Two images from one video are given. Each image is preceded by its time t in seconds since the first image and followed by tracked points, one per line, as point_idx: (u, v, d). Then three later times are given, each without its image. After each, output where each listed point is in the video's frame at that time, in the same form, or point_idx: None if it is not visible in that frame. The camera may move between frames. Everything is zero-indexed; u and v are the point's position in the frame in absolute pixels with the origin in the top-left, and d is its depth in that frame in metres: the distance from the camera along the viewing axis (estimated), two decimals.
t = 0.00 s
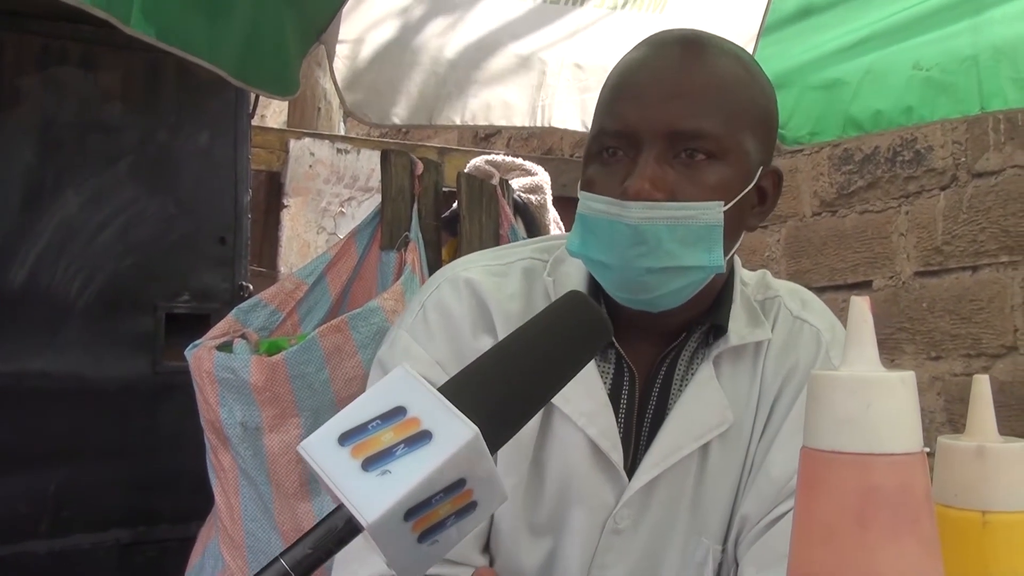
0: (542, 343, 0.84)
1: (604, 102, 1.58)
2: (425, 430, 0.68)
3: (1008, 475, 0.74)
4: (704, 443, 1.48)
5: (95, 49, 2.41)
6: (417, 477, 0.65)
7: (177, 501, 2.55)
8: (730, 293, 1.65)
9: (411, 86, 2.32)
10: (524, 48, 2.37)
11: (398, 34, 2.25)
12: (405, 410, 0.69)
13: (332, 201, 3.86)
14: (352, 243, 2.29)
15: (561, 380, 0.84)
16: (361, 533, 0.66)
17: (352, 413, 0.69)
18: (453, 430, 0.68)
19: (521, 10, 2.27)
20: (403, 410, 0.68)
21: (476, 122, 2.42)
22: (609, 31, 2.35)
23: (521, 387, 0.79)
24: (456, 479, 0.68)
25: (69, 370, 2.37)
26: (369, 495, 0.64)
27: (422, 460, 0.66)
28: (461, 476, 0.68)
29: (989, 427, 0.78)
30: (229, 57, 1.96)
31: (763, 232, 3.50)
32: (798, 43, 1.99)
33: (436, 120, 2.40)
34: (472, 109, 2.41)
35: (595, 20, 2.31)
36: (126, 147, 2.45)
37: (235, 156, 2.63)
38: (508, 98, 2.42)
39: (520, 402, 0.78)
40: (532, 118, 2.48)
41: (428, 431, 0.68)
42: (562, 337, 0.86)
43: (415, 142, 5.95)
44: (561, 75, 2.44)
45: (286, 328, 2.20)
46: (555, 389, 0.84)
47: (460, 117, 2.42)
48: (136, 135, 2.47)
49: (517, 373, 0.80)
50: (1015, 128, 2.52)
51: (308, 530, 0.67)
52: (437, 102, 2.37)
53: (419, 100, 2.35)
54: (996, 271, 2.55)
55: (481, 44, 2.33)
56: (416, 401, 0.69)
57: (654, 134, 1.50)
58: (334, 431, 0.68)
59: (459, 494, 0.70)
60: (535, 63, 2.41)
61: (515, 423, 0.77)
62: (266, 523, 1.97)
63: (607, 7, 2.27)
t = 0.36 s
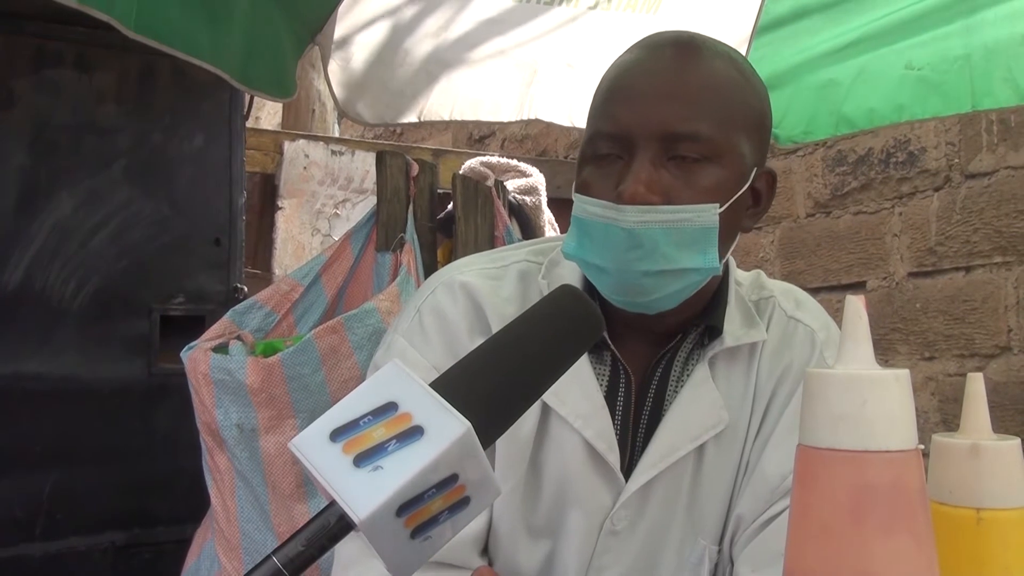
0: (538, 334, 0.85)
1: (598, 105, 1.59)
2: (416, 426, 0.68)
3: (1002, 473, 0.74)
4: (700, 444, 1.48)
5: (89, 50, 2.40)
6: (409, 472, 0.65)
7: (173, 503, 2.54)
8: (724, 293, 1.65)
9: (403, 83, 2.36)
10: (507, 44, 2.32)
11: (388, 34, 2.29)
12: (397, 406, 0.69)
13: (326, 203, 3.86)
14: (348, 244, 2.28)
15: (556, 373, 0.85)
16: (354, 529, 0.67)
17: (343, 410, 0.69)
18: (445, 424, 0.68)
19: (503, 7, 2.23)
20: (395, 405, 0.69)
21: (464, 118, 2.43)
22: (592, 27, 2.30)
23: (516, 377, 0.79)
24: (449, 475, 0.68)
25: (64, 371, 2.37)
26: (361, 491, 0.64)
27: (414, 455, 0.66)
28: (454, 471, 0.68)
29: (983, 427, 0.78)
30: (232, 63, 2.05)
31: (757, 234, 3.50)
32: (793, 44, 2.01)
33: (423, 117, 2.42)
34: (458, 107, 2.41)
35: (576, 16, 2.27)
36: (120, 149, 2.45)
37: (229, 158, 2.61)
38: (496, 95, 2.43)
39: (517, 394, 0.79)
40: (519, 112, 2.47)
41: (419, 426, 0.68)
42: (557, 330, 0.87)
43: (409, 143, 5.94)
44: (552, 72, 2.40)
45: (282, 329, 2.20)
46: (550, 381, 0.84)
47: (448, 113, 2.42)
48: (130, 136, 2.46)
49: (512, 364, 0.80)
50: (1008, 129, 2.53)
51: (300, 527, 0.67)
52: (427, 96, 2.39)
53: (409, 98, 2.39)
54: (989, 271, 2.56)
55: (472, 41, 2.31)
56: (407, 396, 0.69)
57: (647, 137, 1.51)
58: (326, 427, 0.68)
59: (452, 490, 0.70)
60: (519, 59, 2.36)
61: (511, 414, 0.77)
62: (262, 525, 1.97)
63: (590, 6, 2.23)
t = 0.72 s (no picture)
0: (537, 334, 0.85)
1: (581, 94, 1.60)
2: (414, 431, 0.68)
3: (1007, 469, 0.74)
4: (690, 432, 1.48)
5: (83, 54, 2.39)
6: (406, 478, 0.65)
7: (171, 508, 2.54)
8: (724, 285, 1.66)
9: (399, 84, 2.32)
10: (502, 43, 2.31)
11: (383, 34, 2.27)
12: (394, 412, 0.69)
13: (322, 206, 3.84)
14: (345, 246, 2.28)
15: (558, 370, 0.86)
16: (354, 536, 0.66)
17: (341, 417, 0.69)
18: (442, 429, 0.68)
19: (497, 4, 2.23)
20: (391, 412, 0.68)
21: (460, 118, 2.41)
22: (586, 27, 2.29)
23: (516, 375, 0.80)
24: (447, 480, 0.67)
25: (60, 377, 2.36)
26: (358, 497, 0.64)
27: (411, 461, 0.66)
28: (452, 476, 0.68)
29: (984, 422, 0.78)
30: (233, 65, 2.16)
31: (753, 232, 3.51)
32: (789, 43, 2.03)
33: (418, 117, 2.39)
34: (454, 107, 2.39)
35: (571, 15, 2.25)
36: (114, 153, 2.44)
37: (224, 160, 2.62)
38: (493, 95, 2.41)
39: (516, 389, 0.79)
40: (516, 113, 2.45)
41: (416, 432, 0.67)
42: (556, 327, 0.87)
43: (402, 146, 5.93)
44: (548, 72, 2.38)
45: (280, 332, 2.20)
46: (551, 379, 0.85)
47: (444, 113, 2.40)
48: (125, 140, 2.45)
49: (512, 363, 0.81)
50: (1002, 127, 2.53)
51: (299, 535, 0.67)
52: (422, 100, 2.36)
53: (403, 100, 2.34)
54: (984, 269, 2.56)
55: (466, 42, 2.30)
56: (404, 401, 0.69)
57: (607, 123, 1.52)
58: (323, 435, 0.68)
59: (451, 495, 0.69)
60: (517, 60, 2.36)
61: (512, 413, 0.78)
62: (265, 528, 1.97)
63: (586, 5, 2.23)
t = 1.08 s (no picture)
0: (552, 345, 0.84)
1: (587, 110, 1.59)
2: (435, 433, 0.68)
3: None
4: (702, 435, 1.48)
5: (89, 58, 2.40)
6: (429, 480, 0.65)
7: (181, 509, 2.54)
8: (735, 288, 1.65)
9: (404, 87, 2.36)
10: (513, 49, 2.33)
11: (392, 35, 2.28)
12: (416, 414, 0.69)
13: (327, 207, 3.84)
14: (353, 247, 2.29)
15: (575, 378, 0.85)
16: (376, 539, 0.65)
17: (363, 419, 0.70)
18: (465, 431, 0.68)
19: (511, 9, 2.24)
20: (414, 414, 0.69)
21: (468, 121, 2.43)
22: (598, 30, 2.30)
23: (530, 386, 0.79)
24: (469, 482, 0.67)
25: (70, 379, 2.37)
26: (382, 499, 0.64)
27: (434, 463, 0.66)
28: (474, 478, 0.68)
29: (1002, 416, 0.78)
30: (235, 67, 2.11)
31: (759, 231, 3.50)
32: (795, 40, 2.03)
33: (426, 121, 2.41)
34: (462, 109, 2.41)
35: (577, 23, 2.28)
36: (121, 157, 2.44)
37: (231, 163, 2.62)
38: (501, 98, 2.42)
39: (530, 398, 0.78)
40: (524, 117, 2.46)
41: (438, 434, 0.68)
42: (569, 334, 0.86)
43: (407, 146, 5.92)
44: (555, 74, 2.40)
45: (290, 333, 2.20)
46: (567, 388, 0.84)
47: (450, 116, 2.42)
48: (131, 144, 2.46)
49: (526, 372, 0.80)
50: (1009, 123, 2.53)
51: (320, 537, 0.66)
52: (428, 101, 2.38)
53: (409, 100, 2.38)
54: (992, 265, 2.56)
55: (474, 44, 2.31)
56: (425, 403, 0.69)
57: (617, 142, 1.51)
58: (346, 437, 0.68)
59: (472, 497, 0.69)
60: (525, 63, 2.36)
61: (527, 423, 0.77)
62: (276, 529, 1.97)
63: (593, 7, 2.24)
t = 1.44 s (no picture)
0: (548, 339, 0.85)
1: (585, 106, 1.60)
2: (435, 424, 0.69)
3: (1018, 449, 0.76)
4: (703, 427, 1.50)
5: (87, 58, 2.41)
6: (430, 470, 0.66)
7: (182, 508, 2.55)
8: (733, 282, 1.66)
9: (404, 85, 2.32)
10: (509, 44, 2.35)
11: (390, 33, 2.26)
12: (415, 406, 0.70)
13: (325, 206, 3.85)
14: (353, 244, 2.30)
15: (568, 372, 0.85)
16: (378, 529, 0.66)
17: (362, 411, 0.71)
18: (464, 423, 0.69)
19: (507, 6, 2.26)
20: (413, 406, 0.70)
21: (468, 120, 2.42)
22: (596, 24, 2.32)
23: (524, 380, 0.79)
24: (468, 472, 0.69)
25: (70, 379, 2.38)
26: (383, 489, 0.65)
27: (434, 454, 0.67)
28: (473, 468, 0.69)
29: (996, 402, 0.80)
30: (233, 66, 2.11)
31: (756, 227, 3.52)
32: (791, 35, 2.04)
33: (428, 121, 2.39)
34: (463, 109, 2.40)
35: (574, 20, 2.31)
36: (119, 157, 2.45)
37: (229, 163, 2.62)
38: (501, 95, 2.42)
39: (523, 392, 0.78)
40: (523, 115, 2.48)
41: (437, 425, 0.69)
42: (561, 326, 0.87)
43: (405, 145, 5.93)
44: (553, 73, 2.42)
45: (290, 331, 2.20)
46: (560, 381, 0.84)
47: (451, 114, 2.41)
48: (129, 144, 2.47)
49: (517, 363, 0.80)
50: (1004, 117, 2.54)
51: (322, 527, 0.66)
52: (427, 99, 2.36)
53: (409, 99, 2.34)
54: (988, 259, 2.57)
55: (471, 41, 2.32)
56: (424, 395, 0.71)
57: (617, 137, 1.52)
58: (346, 429, 0.69)
59: (470, 487, 0.70)
60: (523, 60, 2.39)
61: (520, 416, 0.77)
62: (279, 525, 1.98)
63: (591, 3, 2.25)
